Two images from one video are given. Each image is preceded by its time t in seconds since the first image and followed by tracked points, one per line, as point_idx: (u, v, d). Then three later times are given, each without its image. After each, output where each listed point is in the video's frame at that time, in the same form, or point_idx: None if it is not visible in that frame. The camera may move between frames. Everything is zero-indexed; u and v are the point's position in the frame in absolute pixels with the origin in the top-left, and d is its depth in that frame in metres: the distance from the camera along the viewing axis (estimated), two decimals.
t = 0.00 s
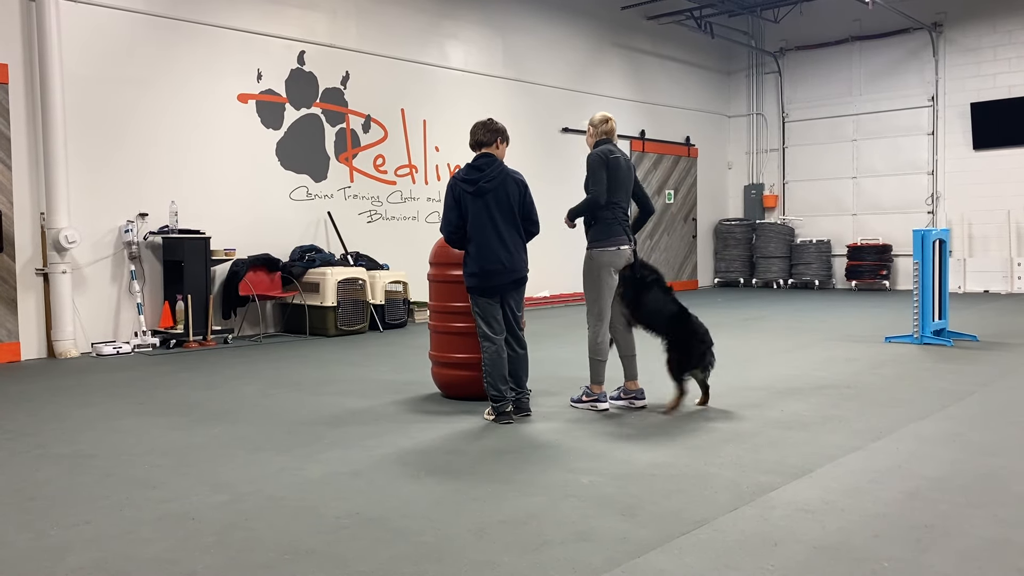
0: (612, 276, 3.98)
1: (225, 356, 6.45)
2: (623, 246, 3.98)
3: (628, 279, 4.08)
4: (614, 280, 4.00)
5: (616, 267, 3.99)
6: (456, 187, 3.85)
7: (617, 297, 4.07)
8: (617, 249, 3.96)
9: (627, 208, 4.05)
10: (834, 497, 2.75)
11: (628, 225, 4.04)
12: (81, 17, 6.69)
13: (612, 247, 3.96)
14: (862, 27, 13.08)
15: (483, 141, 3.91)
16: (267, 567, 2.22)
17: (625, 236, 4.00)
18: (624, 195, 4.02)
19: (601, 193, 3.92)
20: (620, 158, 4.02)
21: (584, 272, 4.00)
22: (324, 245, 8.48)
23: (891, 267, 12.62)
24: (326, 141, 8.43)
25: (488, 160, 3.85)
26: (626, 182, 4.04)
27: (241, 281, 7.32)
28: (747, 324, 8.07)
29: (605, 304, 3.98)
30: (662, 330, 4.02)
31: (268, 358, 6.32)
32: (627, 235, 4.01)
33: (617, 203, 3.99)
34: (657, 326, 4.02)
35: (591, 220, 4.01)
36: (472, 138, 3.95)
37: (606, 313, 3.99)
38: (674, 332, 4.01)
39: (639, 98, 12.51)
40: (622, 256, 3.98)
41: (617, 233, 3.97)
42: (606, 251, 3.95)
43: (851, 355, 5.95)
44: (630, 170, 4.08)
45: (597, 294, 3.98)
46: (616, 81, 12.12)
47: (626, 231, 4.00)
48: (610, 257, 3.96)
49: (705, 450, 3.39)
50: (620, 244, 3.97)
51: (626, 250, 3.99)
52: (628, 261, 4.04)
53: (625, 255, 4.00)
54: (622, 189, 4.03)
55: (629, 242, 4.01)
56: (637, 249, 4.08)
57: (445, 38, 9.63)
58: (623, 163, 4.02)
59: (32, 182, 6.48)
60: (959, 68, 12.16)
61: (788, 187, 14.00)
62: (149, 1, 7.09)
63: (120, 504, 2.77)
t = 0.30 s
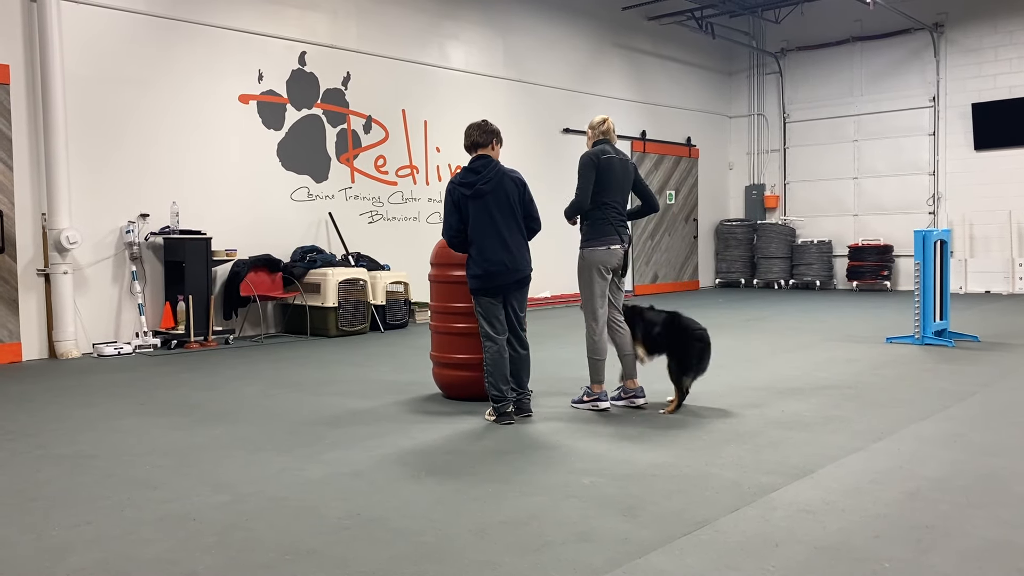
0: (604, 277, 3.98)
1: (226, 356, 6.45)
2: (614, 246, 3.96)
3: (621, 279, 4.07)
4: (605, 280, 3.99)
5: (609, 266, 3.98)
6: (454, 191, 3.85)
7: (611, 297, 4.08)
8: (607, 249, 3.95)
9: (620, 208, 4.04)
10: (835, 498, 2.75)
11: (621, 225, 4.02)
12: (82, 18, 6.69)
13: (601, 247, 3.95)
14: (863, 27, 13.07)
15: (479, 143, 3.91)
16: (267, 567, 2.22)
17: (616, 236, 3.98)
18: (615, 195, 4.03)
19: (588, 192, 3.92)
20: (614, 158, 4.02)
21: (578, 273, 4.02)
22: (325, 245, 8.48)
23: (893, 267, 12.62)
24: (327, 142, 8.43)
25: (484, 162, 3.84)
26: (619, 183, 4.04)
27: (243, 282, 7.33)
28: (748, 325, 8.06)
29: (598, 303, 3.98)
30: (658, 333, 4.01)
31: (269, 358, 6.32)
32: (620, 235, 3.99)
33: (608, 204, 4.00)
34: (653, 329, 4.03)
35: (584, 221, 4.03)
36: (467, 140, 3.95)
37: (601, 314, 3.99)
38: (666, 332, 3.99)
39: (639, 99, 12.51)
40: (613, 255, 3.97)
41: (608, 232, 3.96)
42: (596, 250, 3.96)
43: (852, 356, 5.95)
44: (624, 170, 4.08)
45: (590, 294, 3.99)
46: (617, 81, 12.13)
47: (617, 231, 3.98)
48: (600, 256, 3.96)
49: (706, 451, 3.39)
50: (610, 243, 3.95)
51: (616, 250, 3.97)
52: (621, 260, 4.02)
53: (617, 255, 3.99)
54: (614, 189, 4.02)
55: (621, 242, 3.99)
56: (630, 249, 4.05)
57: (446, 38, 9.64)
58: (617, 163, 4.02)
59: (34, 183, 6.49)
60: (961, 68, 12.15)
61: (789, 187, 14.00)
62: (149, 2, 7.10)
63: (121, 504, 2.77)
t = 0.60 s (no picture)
0: (611, 275, 3.96)
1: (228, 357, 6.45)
2: (620, 244, 3.94)
3: (630, 278, 4.03)
4: (612, 278, 3.97)
5: (616, 265, 3.96)
6: (455, 196, 3.85)
7: (619, 295, 4.04)
8: (613, 248, 3.93)
9: (626, 206, 4.02)
10: (837, 498, 2.75)
11: (628, 223, 4.00)
12: (84, 19, 6.70)
13: (607, 246, 3.94)
14: (864, 27, 13.07)
15: (475, 146, 3.92)
16: (268, 568, 2.22)
17: (623, 234, 3.96)
18: (618, 195, 4.01)
19: (586, 195, 3.94)
20: (609, 158, 4.01)
21: (584, 273, 3.99)
22: (326, 246, 8.48)
23: (894, 268, 12.61)
24: (328, 142, 8.43)
25: (483, 164, 3.85)
26: (619, 182, 4.02)
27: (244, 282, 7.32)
28: (750, 325, 8.06)
29: (601, 301, 3.97)
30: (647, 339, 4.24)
31: (270, 359, 6.32)
32: (627, 232, 3.96)
33: (613, 205, 3.99)
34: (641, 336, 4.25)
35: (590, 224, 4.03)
36: (461, 144, 3.95)
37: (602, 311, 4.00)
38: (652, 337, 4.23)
39: (640, 99, 12.51)
40: (621, 254, 3.95)
41: (613, 231, 3.95)
42: (603, 250, 3.94)
43: (854, 356, 5.94)
44: (623, 169, 4.06)
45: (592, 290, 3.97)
46: (618, 82, 12.13)
47: (624, 229, 3.96)
48: (606, 255, 3.94)
49: (708, 451, 3.39)
50: (617, 241, 3.94)
51: (624, 248, 3.95)
52: (629, 258, 3.99)
53: (625, 253, 3.96)
54: (616, 189, 4.01)
55: (629, 239, 3.95)
56: (640, 246, 4.01)
57: (447, 39, 9.64)
58: (614, 162, 4.01)
59: (36, 183, 6.49)
60: (963, 68, 12.14)
61: (791, 187, 13.99)
62: (151, 3, 7.11)
63: (123, 505, 2.77)
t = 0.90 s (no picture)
0: (622, 276, 3.95)
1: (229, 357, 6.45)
2: (633, 245, 3.94)
3: (639, 279, 4.04)
4: (623, 280, 3.97)
5: (627, 267, 3.96)
6: (458, 195, 3.84)
7: (629, 294, 4.05)
8: (625, 250, 3.93)
9: (633, 207, 4.02)
10: (839, 499, 2.74)
11: (638, 223, 4.00)
12: (85, 20, 6.70)
13: (619, 248, 3.94)
14: (866, 28, 13.05)
15: (479, 147, 3.92)
16: (270, 568, 2.21)
17: (635, 234, 3.96)
18: (624, 197, 4.00)
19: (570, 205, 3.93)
20: (606, 164, 4.02)
21: (593, 273, 3.97)
22: (327, 246, 8.47)
23: (895, 268, 12.60)
24: (329, 143, 8.43)
25: (486, 164, 3.84)
26: (621, 183, 4.02)
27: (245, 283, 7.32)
28: (751, 326, 8.05)
29: (609, 302, 3.95)
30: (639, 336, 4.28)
31: (271, 359, 6.32)
32: (638, 233, 3.97)
33: (620, 207, 3.98)
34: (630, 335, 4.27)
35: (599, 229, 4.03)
36: (466, 144, 3.95)
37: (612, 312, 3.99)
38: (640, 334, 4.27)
39: (642, 100, 12.51)
40: (633, 255, 3.94)
41: (624, 232, 3.95)
42: (615, 252, 3.94)
43: (855, 357, 5.94)
44: (622, 172, 4.06)
45: (599, 292, 3.94)
46: (620, 83, 12.13)
47: (633, 229, 3.96)
48: (618, 257, 3.94)
49: (709, 452, 3.38)
50: (630, 242, 3.94)
51: (637, 249, 3.96)
52: (640, 258, 4.00)
53: (637, 253, 3.96)
54: (619, 192, 4.01)
55: (641, 239, 3.96)
56: (650, 246, 4.02)
57: (448, 39, 9.65)
58: (611, 167, 4.02)
59: (37, 184, 6.50)
60: (964, 69, 12.14)
61: (792, 188, 13.99)
62: (152, 3, 7.11)
63: (124, 505, 2.77)
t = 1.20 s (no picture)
0: (611, 278, 3.94)
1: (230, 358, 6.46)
2: (618, 248, 3.92)
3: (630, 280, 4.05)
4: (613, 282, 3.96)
5: (617, 269, 3.95)
6: (463, 193, 3.84)
7: (622, 297, 4.07)
8: (612, 252, 3.92)
9: (616, 210, 4.01)
10: (840, 500, 2.74)
11: (623, 225, 3.99)
12: (85, 21, 6.70)
13: (606, 252, 3.92)
14: (867, 29, 13.04)
15: (485, 147, 3.92)
16: (271, 569, 2.22)
17: (620, 237, 3.95)
18: (605, 201, 3.99)
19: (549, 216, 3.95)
20: (588, 169, 4.00)
21: (582, 275, 3.95)
22: (328, 246, 8.47)
23: (897, 269, 12.60)
24: (330, 144, 8.43)
25: (492, 164, 3.85)
26: (603, 187, 4.00)
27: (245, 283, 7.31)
28: (752, 327, 8.05)
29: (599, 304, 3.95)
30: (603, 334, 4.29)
31: (272, 360, 6.33)
32: (623, 234, 3.96)
33: (600, 213, 3.97)
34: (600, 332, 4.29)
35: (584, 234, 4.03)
36: (473, 144, 3.95)
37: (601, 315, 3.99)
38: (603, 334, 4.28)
39: (643, 101, 12.51)
40: (620, 257, 3.93)
41: (610, 235, 3.94)
42: (602, 256, 3.92)
43: (855, 358, 5.93)
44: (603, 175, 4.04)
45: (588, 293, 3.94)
46: (621, 83, 12.12)
47: (619, 231, 3.95)
48: (605, 261, 3.92)
49: (709, 453, 3.38)
50: (615, 245, 3.92)
51: (624, 251, 3.94)
52: (629, 260, 3.98)
53: (625, 256, 3.95)
54: (601, 197, 3.99)
55: (626, 241, 3.95)
56: (638, 246, 4.01)
57: (449, 40, 9.65)
58: (592, 172, 4.00)
59: (39, 186, 6.51)
60: (965, 70, 12.14)
61: (793, 189, 13.99)
62: (152, 4, 7.11)
63: (125, 506, 2.77)
